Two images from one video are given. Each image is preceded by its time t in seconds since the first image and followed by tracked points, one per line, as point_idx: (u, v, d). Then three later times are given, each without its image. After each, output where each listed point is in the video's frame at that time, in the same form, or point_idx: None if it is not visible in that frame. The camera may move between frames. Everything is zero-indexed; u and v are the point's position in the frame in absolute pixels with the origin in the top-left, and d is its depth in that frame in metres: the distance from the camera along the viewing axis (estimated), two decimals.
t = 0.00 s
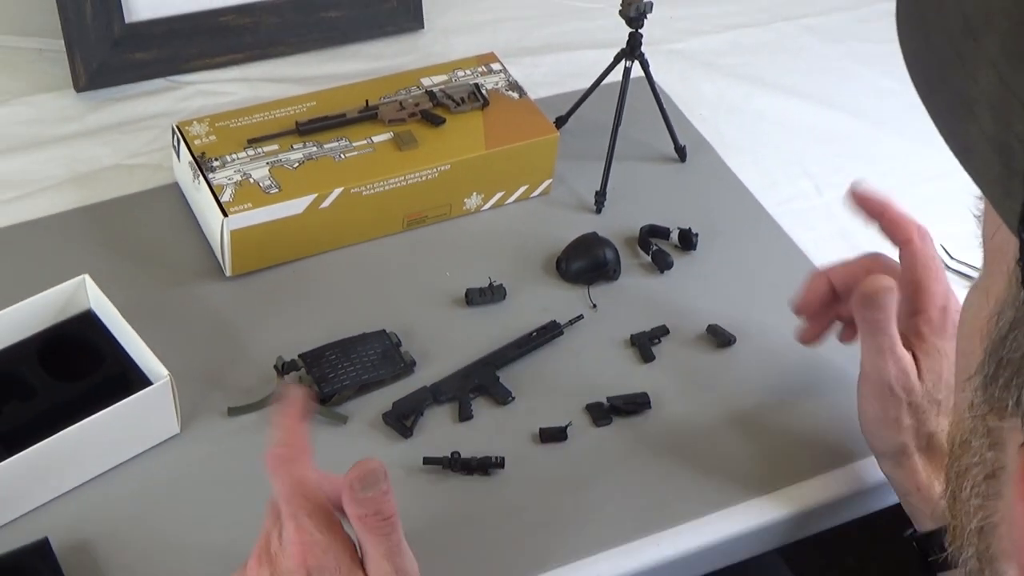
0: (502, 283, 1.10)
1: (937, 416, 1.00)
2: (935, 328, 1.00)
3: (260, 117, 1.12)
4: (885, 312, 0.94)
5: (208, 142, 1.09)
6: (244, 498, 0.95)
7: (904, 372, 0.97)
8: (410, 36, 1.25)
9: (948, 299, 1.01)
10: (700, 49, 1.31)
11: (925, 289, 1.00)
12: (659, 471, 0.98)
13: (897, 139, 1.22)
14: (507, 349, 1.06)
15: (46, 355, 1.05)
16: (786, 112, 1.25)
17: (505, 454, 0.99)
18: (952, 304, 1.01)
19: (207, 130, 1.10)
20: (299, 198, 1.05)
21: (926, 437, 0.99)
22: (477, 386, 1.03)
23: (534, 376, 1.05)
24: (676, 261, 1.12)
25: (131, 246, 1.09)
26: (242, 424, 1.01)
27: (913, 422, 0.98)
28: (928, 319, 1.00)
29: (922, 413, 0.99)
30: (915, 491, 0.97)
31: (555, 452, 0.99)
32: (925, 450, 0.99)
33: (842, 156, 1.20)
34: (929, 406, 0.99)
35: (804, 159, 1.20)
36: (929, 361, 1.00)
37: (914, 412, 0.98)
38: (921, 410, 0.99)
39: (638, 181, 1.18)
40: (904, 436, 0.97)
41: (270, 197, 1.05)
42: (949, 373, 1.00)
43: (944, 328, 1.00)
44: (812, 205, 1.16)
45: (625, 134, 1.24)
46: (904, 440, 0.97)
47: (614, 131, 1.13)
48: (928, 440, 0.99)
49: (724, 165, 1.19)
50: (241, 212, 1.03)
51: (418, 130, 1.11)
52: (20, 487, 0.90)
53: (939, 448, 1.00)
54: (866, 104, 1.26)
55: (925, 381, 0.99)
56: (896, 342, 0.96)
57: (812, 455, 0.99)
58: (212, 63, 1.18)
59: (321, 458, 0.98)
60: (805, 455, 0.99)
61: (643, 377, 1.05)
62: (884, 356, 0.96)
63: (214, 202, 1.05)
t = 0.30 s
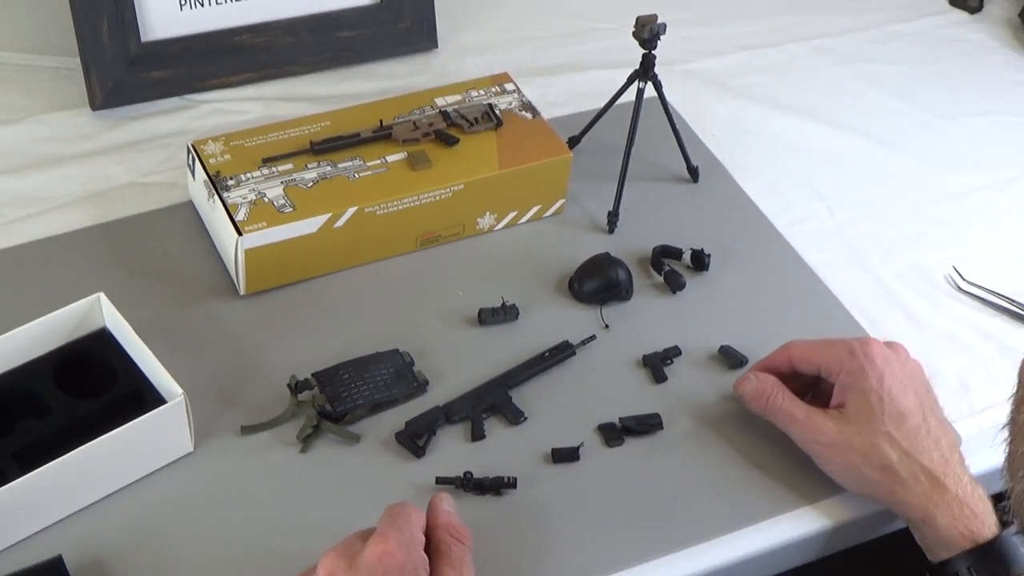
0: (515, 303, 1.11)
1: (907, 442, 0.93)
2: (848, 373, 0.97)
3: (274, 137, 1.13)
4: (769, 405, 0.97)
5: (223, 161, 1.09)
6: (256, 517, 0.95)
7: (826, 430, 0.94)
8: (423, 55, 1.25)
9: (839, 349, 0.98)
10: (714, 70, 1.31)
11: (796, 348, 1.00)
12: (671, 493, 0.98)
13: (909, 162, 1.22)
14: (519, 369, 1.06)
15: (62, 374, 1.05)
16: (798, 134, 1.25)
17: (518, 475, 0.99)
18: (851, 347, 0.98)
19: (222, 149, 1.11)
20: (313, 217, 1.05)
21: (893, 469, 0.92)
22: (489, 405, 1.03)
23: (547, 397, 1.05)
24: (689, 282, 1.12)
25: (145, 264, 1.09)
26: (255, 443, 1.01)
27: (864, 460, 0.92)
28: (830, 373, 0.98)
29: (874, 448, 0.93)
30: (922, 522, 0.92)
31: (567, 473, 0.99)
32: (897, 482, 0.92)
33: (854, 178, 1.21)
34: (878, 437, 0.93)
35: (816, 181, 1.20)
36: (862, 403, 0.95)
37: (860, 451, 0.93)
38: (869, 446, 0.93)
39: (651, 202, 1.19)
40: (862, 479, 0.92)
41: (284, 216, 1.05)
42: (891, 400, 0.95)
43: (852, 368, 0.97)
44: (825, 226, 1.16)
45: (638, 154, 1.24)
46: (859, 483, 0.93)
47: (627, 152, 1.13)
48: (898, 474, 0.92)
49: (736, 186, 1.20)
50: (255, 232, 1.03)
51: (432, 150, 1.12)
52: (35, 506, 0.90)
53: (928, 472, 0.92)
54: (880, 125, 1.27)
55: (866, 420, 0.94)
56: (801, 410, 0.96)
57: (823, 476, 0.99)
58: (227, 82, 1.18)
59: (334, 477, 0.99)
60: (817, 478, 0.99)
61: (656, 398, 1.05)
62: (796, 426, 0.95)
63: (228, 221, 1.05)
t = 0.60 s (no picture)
0: (532, 328, 1.11)
1: (929, 471, 0.93)
2: (871, 401, 0.96)
3: (295, 160, 1.13)
4: (792, 431, 0.98)
5: (244, 184, 1.10)
6: (271, 540, 0.95)
7: (848, 458, 0.94)
8: (444, 80, 1.26)
9: (862, 377, 0.98)
10: (733, 98, 1.32)
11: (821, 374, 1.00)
12: (688, 521, 0.97)
13: (927, 192, 1.22)
14: (537, 394, 1.06)
15: (82, 393, 1.05)
16: (816, 163, 1.26)
17: (535, 501, 0.99)
18: (874, 376, 0.98)
19: (243, 172, 1.11)
20: (333, 241, 1.06)
21: (915, 499, 0.92)
22: (506, 431, 1.03)
23: (564, 423, 1.05)
24: (707, 309, 1.13)
25: (165, 285, 1.10)
26: (272, 465, 1.01)
27: (886, 489, 0.93)
28: (853, 401, 0.97)
29: (896, 477, 0.93)
30: (943, 553, 0.92)
31: (584, 500, 0.99)
32: (918, 511, 0.92)
33: (872, 207, 1.21)
34: (900, 466, 0.93)
35: (834, 209, 1.21)
36: (885, 431, 0.95)
37: (882, 480, 0.93)
38: (891, 475, 0.93)
39: (669, 229, 1.19)
40: (883, 507, 0.93)
41: (304, 239, 1.05)
42: (914, 430, 0.95)
43: (875, 397, 0.96)
44: (843, 255, 1.17)
45: (656, 181, 1.25)
46: (881, 512, 0.93)
47: (647, 179, 1.13)
48: (918, 504, 0.92)
49: (753, 214, 1.20)
50: (275, 255, 1.04)
51: (452, 175, 1.12)
52: (53, 526, 0.90)
53: (950, 502, 0.92)
54: (897, 155, 1.27)
55: (888, 449, 0.94)
56: (822, 436, 0.96)
57: (841, 504, 0.99)
58: (246, 105, 1.19)
59: (350, 501, 0.98)
60: (835, 508, 0.99)
61: (673, 425, 1.05)
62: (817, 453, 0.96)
63: (249, 244, 1.05)
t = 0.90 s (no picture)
0: (552, 359, 1.11)
1: (946, 516, 0.92)
2: (889, 443, 0.96)
3: (317, 190, 1.14)
4: (810, 470, 0.98)
5: (267, 213, 1.11)
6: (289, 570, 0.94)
7: (864, 500, 0.95)
8: (465, 110, 1.27)
9: (882, 418, 0.98)
10: (753, 128, 1.32)
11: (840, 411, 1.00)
12: (708, 555, 0.97)
13: (947, 225, 1.22)
14: (557, 426, 1.06)
15: (103, 421, 1.05)
16: (835, 195, 1.26)
17: (554, 533, 0.98)
18: (894, 418, 0.97)
19: (265, 201, 1.12)
20: (354, 271, 1.06)
21: (931, 544, 0.92)
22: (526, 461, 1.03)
23: (584, 453, 1.05)
24: (726, 341, 1.13)
25: (186, 314, 1.10)
26: (290, 494, 1.00)
27: (901, 532, 0.93)
28: (872, 442, 0.97)
29: (912, 521, 0.93)
30: None
31: (603, 532, 0.98)
32: (933, 556, 0.92)
33: (891, 239, 1.21)
34: (916, 510, 0.93)
35: (853, 241, 1.21)
36: (902, 474, 0.95)
37: (898, 524, 0.93)
38: (907, 518, 0.93)
39: (689, 260, 1.19)
40: (898, 551, 0.93)
41: (325, 269, 1.06)
42: (932, 474, 0.94)
43: (894, 439, 0.96)
44: (863, 287, 1.17)
45: (676, 212, 1.25)
46: (896, 554, 0.93)
47: (667, 209, 1.13)
48: (934, 548, 0.92)
49: (773, 245, 1.20)
50: (296, 284, 1.04)
51: (473, 206, 1.12)
52: (72, 555, 0.90)
53: (967, 549, 0.91)
54: (916, 187, 1.27)
55: (905, 492, 0.94)
56: (840, 477, 0.97)
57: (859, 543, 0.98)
58: (268, 133, 1.20)
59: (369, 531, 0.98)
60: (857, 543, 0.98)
61: (693, 457, 1.04)
62: (835, 494, 0.96)
63: (271, 273, 1.05)
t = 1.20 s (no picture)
0: (563, 387, 1.11)
1: None
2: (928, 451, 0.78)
3: (329, 217, 1.14)
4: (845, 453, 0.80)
5: (279, 240, 1.11)
6: None
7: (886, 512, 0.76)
8: (477, 137, 1.27)
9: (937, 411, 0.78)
10: (765, 156, 1.32)
11: (938, 400, 0.75)
12: None
13: (961, 253, 1.22)
14: (569, 454, 1.05)
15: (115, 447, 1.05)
16: (848, 223, 1.26)
17: (564, 562, 0.97)
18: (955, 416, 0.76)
19: (278, 228, 1.12)
20: (366, 298, 1.06)
21: None
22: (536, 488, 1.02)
23: (595, 481, 1.04)
24: (738, 369, 1.12)
25: (197, 341, 1.10)
26: (299, 522, 0.99)
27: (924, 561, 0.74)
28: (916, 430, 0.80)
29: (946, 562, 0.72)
30: None
31: (615, 561, 0.97)
32: None
33: (904, 266, 1.21)
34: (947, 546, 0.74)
35: (866, 268, 1.21)
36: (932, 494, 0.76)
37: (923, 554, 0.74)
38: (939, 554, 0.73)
39: (700, 287, 1.19)
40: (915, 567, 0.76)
41: (337, 296, 1.06)
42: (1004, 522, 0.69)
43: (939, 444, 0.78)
44: (876, 315, 1.17)
45: (688, 240, 1.25)
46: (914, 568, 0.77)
47: (679, 236, 1.13)
48: None
49: (785, 273, 1.20)
50: (308, 312, 1.04)
51: (485, 233, 1.13)
52: None
53: None
54: (929, 214, 1.27)
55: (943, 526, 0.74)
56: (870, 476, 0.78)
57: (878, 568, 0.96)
58: (281, 161, 1.21)
59: (377, 559, 0.97)
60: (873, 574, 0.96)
61: (705, 485, 1.03)
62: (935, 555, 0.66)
63: (282, 300, 1.06)
